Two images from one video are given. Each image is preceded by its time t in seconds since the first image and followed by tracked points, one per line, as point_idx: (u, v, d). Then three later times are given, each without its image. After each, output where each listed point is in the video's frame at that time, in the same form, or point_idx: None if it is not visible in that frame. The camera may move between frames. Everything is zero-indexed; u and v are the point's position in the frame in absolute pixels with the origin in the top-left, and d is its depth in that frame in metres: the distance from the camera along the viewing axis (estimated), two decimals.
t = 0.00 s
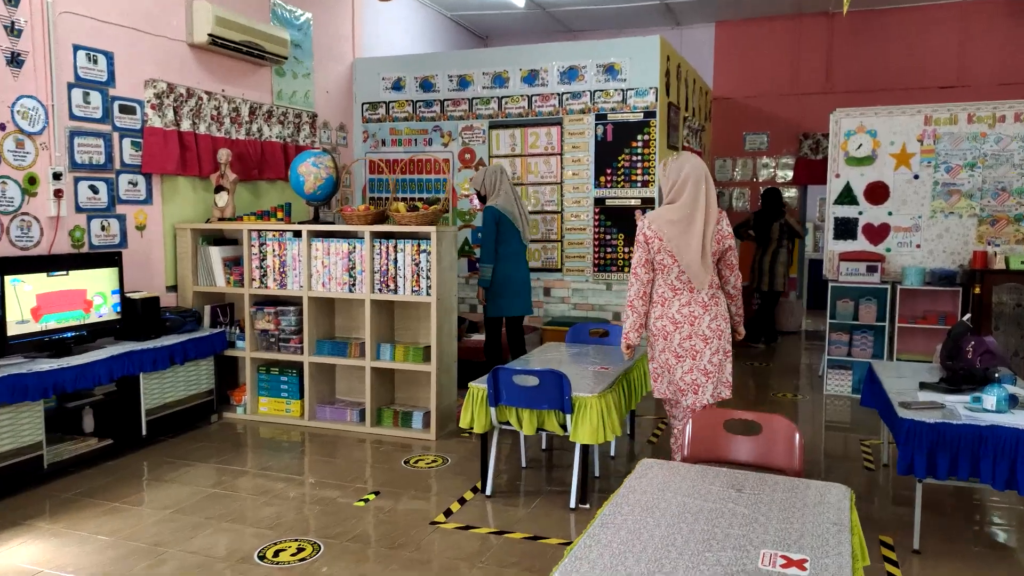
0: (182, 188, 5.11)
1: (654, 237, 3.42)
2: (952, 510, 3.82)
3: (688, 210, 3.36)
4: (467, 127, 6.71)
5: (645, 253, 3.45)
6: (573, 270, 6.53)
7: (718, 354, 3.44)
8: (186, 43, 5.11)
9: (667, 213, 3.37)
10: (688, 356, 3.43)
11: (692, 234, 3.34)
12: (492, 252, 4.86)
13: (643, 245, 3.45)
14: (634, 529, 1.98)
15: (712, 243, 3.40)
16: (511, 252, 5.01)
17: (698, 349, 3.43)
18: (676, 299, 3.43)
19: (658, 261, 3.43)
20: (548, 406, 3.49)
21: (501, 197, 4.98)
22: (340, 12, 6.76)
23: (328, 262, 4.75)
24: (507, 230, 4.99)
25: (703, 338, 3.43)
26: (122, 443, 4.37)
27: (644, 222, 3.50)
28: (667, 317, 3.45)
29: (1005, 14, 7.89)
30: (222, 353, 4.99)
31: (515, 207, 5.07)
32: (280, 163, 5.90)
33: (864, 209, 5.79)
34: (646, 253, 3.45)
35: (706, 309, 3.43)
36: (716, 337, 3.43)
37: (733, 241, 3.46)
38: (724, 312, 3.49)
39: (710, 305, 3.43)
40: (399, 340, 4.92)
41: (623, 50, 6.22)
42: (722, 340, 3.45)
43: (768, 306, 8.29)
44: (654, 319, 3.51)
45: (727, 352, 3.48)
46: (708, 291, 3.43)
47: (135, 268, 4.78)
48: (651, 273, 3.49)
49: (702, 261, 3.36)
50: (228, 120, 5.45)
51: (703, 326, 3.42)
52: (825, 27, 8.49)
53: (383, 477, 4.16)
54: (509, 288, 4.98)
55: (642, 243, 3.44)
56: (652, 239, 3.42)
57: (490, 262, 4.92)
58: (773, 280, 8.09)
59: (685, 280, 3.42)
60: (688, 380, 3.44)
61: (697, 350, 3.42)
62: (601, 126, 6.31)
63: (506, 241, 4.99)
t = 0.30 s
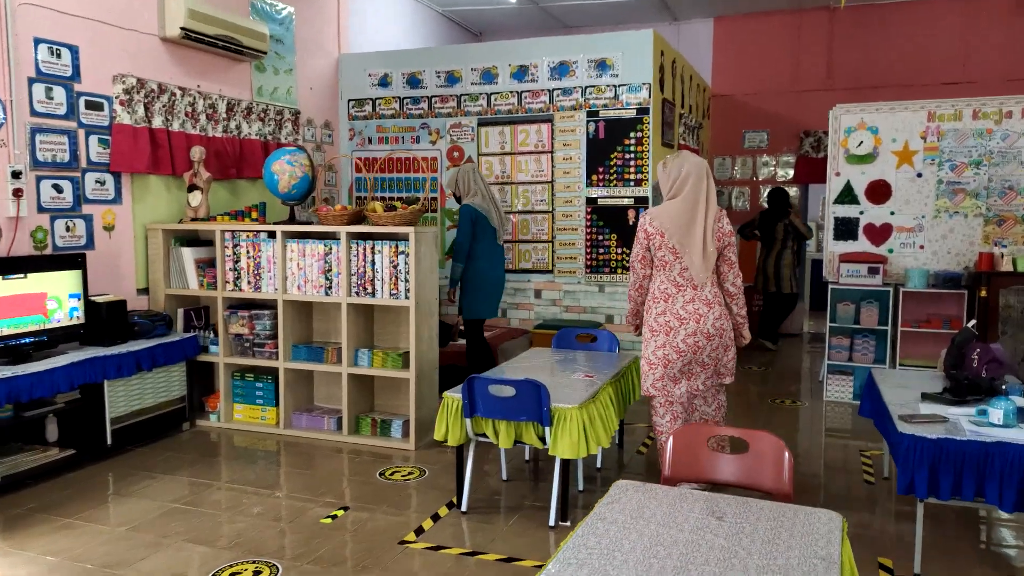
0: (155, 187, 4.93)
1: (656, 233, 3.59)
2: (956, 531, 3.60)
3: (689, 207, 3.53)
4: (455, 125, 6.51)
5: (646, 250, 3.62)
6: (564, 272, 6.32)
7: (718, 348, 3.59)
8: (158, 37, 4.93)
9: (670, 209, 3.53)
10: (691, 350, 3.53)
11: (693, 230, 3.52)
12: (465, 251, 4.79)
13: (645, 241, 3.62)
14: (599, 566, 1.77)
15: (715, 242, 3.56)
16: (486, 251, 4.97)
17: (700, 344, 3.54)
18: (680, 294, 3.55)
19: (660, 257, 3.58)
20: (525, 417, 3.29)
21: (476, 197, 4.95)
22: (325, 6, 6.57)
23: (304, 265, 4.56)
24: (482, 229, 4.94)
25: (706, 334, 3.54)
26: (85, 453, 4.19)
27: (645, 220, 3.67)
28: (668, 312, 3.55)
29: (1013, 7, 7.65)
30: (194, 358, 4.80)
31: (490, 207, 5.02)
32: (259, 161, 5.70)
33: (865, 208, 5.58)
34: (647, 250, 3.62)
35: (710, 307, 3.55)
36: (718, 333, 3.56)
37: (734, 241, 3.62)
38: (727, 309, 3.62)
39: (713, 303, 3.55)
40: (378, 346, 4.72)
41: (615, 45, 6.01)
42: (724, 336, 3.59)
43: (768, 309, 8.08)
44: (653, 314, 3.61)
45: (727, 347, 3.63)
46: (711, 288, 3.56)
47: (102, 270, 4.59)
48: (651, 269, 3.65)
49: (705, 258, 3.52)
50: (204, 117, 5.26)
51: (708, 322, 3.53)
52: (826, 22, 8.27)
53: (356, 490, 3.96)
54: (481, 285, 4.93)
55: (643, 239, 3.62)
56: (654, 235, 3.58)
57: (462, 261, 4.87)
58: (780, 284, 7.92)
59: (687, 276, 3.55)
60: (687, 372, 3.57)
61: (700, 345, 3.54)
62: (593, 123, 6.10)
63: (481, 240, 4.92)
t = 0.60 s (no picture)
0: (132, 185, 4.72)
1: (674, 232, 3.34)
2: (973, 552, 3.36)
3: (709, 203, 3.30)
4: (449, 121, 6.28)
5: (663, 249, 3.38)
6: (561, 273, 6.09)
7: (736, 349, 3.39)
8: (135, 27, 4.71)
9: (688, 208, 3.30)
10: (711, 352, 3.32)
11: (714, 228, 3.29)
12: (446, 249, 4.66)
13: (661, 239, 3.36)
14: None
15: (735, 239, 3.34)
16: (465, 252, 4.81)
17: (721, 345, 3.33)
18: (699, 295, 3.31)
19: (678, 257, 3.34)
20: (512, 431, 3.07)
21: (459, 194, 4.79)
22: None
23: (284, 266, 4.34)
24: (463, 228, 4.79)
25: (725, 334, 3.34)
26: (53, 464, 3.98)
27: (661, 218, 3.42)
28: (688, 314, 3.32)
29: None
30: (171, 364, 4.59)
31: (473, 205, 4.87)
32: (243, 158, 5.49)
33: (876, 208, 5.33)
34: (664, 250, 3.38)
35: (728, 306, 3.34)
36: (736, 333, 3.37)
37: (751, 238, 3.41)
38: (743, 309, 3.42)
39: (731, 302, 3.34)
40: (363, 352, 4.51)
41: (615, 37, 5.78)
42: (740, 336, 3.40)
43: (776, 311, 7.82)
44: (670, 316, 3.37)
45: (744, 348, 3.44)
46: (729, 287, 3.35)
47: (73, 271, 4.38)
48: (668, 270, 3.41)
49: (727, 257, 3.30)
50: (184, 111, 5.05)
51: (727, 322, 3.33)
52: (834, 16, 8.02)
53: (335, 505, 3.74)
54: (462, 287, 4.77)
55: (660, 239, 3.37)
56: (672, 235, 3.34)
57: (442, 260, 4.72)
58: (797, 285, 7.51)
59: (707, 276, 3.32)
60: (706, 373, 3.35)
61: (719, 346, 3.33)
62: (591, 119, 5.87)
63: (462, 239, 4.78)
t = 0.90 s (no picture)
0: (113, 187, 4.54)
1: (691, 230, 3.48)
2: None
3: (723, 202, 3.47)
4: (447, 119, 6.08)
5: (680, 249, 3.48)
6: (564, 276, 5.87)
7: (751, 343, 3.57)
8: (118, 22, 4.53)
9: (705, 207, 3.45)
10: (731, 347, 3.48)
11: (729, 226, 3.47)
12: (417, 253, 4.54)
13: (680, 239, 3.47)
14: None
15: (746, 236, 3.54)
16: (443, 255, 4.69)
17: (739, 341, 3.50)
18: (716, 292, 3.49)
19: (696, 255, 3.47)
20: (503, 448, 2.85)
21: (436, 194, 4.67)
22: None
23: (270, 270, 4.14)
24: (438, 229, 4.66)
25: (743, 329, 3.50)
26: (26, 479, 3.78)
27: (672, 218, 3.54)
28: (705, 310, 3.49)
29: None
30: (154, 373, 4.40)
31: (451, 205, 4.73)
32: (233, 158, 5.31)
33: (892, 208, 5.09)
34: (681, 248, 3.48)
35: (743, 302, 3.52)
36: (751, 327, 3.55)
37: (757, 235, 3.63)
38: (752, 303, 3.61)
39: (745, 297, 3.53)
40: (354, 360, 4.31)
41: (618, 31, 5.56)
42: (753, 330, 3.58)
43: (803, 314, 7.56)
44: (687, 313, 3.52)
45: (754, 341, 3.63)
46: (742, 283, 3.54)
47: (52, 276, 4.19)
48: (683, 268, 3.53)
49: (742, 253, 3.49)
50: (171, 109, 4.87)
51: (743, 317, 3.51)
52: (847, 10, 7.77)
53: (320, 523, 3.53)
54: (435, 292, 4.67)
55: (678, 238, 3.47)
56: (690, 232, 3.46)
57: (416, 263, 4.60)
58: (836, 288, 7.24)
59: (724, 273, 3.49)
60: (730, 370, 3.49)
61: (739, 341, 3.50)
62: (595, 116, 5.66)
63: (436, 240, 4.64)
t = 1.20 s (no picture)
0: (99, 187, 4.41)
1: (682, 230, 3.53)
2: None
3: (713, 200, 3.53)
4: (447, 117, 5.91)
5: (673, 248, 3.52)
6: (567, 278, 5.68)
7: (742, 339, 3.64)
8: (103, 18, 4.40)
9: (695, 207, 3.50)
10: (724, 344, 3.56)
11: (719, 225, 3.53)
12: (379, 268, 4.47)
13: (672, 239, 3.52)
14: None
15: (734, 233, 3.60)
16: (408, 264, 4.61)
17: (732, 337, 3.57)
18: (708, 290, 3.55)
19: (688, 254, 3.53)
20: (489, 462, 2.68)
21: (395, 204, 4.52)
22: None
23: (257, 273, 3.99)
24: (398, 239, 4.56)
25: (734, 326, 3.58)
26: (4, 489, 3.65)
27: (663, 218, 3.59)
28: (698, 308, 3.56)
29: None
30: (138, 378, 4.27)
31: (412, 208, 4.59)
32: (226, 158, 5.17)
33: (909, 206, 4.87)
34: (673, 248, 3.53)
35: (733, 299, 3.59)
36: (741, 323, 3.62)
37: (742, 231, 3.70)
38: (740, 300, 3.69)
39: (735, 295, 3.60)
40: (344, 366, 4.14)
41: (622, 24, 5.38)
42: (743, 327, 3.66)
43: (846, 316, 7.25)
44: (681, 312, 3.57)
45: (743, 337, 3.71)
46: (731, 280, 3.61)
47: (33, 279, 4.06)
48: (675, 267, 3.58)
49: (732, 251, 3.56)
50: (160, 107, 4.75)
51: (734, 314, 3.58)
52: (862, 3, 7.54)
53: (303, 537, 3.37)
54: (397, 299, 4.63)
55: (670, 238, 3.52)
56: (681, 232, 3.52)
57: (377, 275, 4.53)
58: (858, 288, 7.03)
59: (715, 271, 3.55)
60: (724, 367, 3.57)
61: (731, 338, 3.57)
62: (598, 113, 5.48)
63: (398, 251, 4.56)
